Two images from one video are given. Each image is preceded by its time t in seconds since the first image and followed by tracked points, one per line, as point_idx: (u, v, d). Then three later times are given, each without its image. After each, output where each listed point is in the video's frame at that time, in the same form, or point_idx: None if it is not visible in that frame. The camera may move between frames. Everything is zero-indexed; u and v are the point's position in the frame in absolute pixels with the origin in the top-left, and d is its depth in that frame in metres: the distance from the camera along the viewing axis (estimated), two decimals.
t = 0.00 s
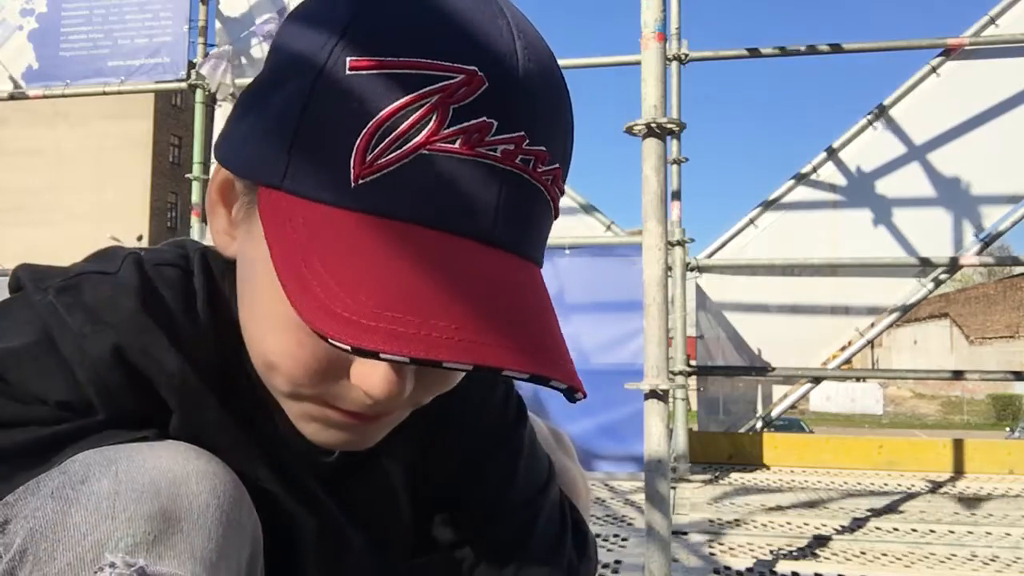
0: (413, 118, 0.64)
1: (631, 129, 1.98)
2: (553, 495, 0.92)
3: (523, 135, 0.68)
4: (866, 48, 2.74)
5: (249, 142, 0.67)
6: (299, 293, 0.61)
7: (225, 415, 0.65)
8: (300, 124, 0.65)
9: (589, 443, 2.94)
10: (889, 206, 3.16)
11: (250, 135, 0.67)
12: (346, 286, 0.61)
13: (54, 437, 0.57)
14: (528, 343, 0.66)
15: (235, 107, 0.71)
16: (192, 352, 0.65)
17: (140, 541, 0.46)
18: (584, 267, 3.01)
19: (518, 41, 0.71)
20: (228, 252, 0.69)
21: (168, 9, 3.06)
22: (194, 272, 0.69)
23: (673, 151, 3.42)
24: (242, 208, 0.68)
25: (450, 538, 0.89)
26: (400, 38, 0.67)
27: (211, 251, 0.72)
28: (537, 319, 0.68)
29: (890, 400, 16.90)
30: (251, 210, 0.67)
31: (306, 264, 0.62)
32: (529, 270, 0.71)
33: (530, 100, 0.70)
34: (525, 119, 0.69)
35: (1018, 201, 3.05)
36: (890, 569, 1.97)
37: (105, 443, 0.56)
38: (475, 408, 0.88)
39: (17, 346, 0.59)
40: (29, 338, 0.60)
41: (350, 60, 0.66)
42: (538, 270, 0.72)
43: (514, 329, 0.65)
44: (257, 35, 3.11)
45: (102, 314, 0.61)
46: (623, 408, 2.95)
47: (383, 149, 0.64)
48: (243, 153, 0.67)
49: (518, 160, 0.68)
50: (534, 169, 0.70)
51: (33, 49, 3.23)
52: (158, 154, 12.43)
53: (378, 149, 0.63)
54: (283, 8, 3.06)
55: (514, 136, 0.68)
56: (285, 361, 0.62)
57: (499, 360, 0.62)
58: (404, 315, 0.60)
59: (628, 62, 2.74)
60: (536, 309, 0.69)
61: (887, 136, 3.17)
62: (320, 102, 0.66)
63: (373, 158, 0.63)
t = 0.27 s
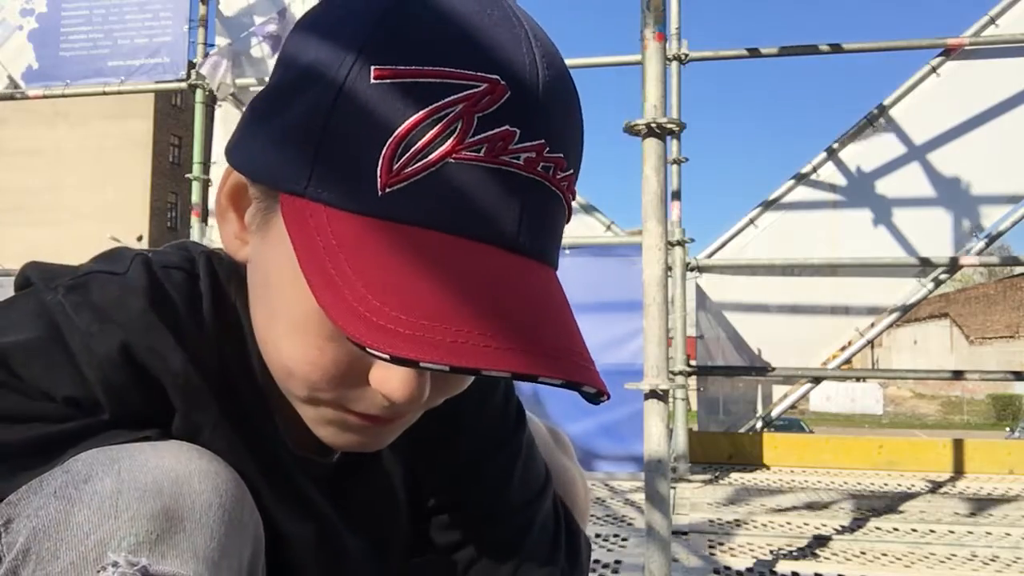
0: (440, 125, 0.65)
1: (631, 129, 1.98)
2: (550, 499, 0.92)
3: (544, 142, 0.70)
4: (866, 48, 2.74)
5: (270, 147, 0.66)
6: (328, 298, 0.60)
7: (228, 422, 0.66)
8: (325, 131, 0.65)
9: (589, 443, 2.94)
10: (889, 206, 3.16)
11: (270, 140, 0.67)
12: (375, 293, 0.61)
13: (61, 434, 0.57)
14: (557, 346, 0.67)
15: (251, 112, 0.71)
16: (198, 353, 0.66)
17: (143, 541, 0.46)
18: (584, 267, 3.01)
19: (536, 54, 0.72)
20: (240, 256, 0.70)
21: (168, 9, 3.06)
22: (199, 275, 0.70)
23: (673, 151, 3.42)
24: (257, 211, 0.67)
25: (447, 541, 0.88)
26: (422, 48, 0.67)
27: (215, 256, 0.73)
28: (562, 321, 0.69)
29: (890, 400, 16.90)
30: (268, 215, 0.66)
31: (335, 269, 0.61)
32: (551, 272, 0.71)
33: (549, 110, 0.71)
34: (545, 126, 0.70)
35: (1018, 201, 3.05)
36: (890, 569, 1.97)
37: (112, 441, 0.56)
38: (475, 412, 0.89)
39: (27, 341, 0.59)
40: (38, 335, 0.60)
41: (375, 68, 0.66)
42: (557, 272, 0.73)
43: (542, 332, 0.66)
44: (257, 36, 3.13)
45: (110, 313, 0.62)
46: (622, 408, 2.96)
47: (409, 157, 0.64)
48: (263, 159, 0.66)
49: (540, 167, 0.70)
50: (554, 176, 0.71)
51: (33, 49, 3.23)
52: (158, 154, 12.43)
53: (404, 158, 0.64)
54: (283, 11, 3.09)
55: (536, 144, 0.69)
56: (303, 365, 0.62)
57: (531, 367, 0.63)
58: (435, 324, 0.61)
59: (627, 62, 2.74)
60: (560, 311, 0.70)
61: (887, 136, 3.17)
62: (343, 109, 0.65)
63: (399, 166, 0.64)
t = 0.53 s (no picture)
0: (459, 133, 0.66)
1: (631, 129, 1.99)
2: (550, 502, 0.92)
3: (560, 151, 0.71)
4: (866, 48, 2.74)
5: (286, 152, 0.66)
6: (349, 303, 0.60)
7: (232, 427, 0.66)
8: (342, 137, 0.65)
9: (589, 443, 2.94)
10: (889, 206, 3.16)
11: (286, 146, 0.67)
12: (398, 300, 0.61)
13: (64, 438, 0.57)
14: (576, 353, 0.68)
15: (266, 118, 0.71)
16: (202, 358, 0.66)
17: (145, 542, 0.46)
18: (584, 267, 3.01)
19: (552, 66, 0.73)
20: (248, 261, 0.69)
21: (168, 9, 3.06)
22: (201, 280, 0.71)
23: (673, 151, 3.42)
24: (271, 216, 0.67)
25: (448, 544, 0.88)
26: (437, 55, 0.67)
27: (219, 261, 0.74)
28: (578, 329, 0.70)
29: (891, 400, 16.90)
30: (281, 220, 0.66)
31: (354, 276, 0.61)
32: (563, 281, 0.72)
33: (561, 119, 0.72)
34: (560, 136, 0.71)
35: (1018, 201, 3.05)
36: (890, 569, 1.97)
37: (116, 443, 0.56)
38: (476, 416, 0.88)
39: (29, 348, 0.59)
40: (40, 340, 0.60)
41: (396, 75, 0.66)
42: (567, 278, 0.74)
43: (562, 340, 0.67)
44: (257, 36, 3.15)
45: (112, 317, 0.62)
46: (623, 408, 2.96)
47: (429, 164, 0.65)
48: (279, 164, 0.66)
49: (556, 176, 0.71)
50: (568, 185, 0.73)
51: (33, 49, 3.23)
52: (158, 154, 12.43)
53: (424, 165, 0.64)
54: (283, 7, 3.07)
55: (552, 153, 0.70)
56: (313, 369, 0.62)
57: (555, 376, 0.64)
58: (460, 333, 0.61)
59: (628, 61, 2.74)
60: (575, 321, 0.70)
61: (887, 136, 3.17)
62: (360, 115, 0.66)
63: (418, 174, 0.64)
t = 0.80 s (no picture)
0: (482, 145, 0.66)
1: (631, 129, 1.99)
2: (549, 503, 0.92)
3: (577, 163, 0.72)
4: (866, 48, 2.74)
5: (307, 161, 0.66)
6: (376, 313, 0.60)
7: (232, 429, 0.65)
8: (365, 146, 0.65)
9: (588, 443, 2.94)
10: (889, 206, 3.16)
11: (306, 153, 0.67)
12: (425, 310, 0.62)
13: (62, 439, 0.57)
14: (597, 363, 0.68)
15: (281, 123, 0.70)
16: (202, 358, 0.65)
17: (144, 542, 0.46)
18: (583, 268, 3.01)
19: (571, 79, 0.73)
20: (259, 266, 0.68)
21: (168, 9, 3.06)
22: (201, 282, 0.71)
23: (673, 151, 3.42)
24: (285, 220, 0.66)
25: (447, 545, 0.88)
26: (461, 67, 0.67)
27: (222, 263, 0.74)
28: (596, 339, 0.71)
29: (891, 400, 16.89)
30: (296, 227, 0.66)
31: (380, 285, 0.61)
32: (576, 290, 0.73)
33: (579, 133, 0.72)
34: (577, 149, 0.72)
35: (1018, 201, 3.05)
36: (890, 569, 1.97)
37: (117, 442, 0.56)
38: (475, 419, 0.89)
39: (29, 349, 0.59)
40: (38, 342, 0.60)
41: (420, 85, 0.66)
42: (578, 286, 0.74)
43: (584, 351, 0.68)
44: (257, 36, 3.15)
45: (110, 318, 0.61)
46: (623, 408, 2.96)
47: (453, 174, 0.65)
48: (300, 172, 0.66)
49: (574, 187, 0.72)
50: (584, 195, 0.74)
51: (33, 49, 3.23)
52: (158, 154, 12.43)
53: (448, 175, 0.65)
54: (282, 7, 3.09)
55: (571, 165, 0.71)
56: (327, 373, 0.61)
57: (582, 386, 0.65)
58: (488, 343, 0.62)
59: (627, 61, 2.74)
60: (592, 331, 0.71)
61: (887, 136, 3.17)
62: (383, 125, 0.65)
63: (442, 184, 0.65)
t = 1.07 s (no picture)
0: (492, 153, 0.66)
1: (631, 129, 1.99)
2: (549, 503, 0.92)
3: (585, 171, 0.72)
4: (866, 48, 2.74)
5: (315, 167, 0.66)
6: (389, 322, 0.60)
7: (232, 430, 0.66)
8: (375, 152, 0.65)
9: (588, 443, 2.94)
10: (889, 206, 3.16)
11: (315, 159, 0.66)
12: (438, 320, 0.62)
13: (63, 438, 0.57)
14: (607, 371, 0.69)
15: (288, 129, 0.70)
16: (204, 358, 0.66)
17: (144, 541, 0.46)
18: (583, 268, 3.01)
19: (579, 85, 0.73)
20: (261, 269, 0.69)
21: (168, 9, 3.06)
22: (202, 282, 0.71)
23: (673, 151, 3.42)
24: (291, 224, 0.66)
25: (448, 545, 0.88)
26: (471, 73, 0.67)
27: (222, 263, 0.74)
28: (604, 346, 0.71)
29: (891, 400, 16.90)
30: (301, 232, 0.66)
31: (391, 292, 0.61)
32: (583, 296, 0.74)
33: (587, 141, 0.72)
34: (584, 157, 0.72)
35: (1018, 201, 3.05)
36: (890, 569, 1.97)
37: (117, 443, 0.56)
38: (474, 420, 0.89)
39: (30, 349, 0.59)
40: (38, 341, 0.60)
41: (430, 93, 0.66)
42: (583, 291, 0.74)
43: (593, 360, 0.68)
44: (257, 36, 3.15)
45: (111, 318, 0.61)
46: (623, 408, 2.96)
47: (463, 183, 0.65)
48: (308, 178, 0.66)
49: (582, 195, 0.72)
50: (591, 203, 0.74)
51: (33, 49, 3.23)
52: (159, 154, 12.43)
53: (458, 184, 0.65)
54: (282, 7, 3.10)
55: (578, 173, 0.71)
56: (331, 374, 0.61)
57: (592, 394, 0.65)
58: (500, 354, 0.62)
59: (627, 61, 2.74)
60: (599, 337, 0.72)
61: (887, 136, 3.17)
62: (393, 131, 0.65)
63: (453, 193, 0.65)
